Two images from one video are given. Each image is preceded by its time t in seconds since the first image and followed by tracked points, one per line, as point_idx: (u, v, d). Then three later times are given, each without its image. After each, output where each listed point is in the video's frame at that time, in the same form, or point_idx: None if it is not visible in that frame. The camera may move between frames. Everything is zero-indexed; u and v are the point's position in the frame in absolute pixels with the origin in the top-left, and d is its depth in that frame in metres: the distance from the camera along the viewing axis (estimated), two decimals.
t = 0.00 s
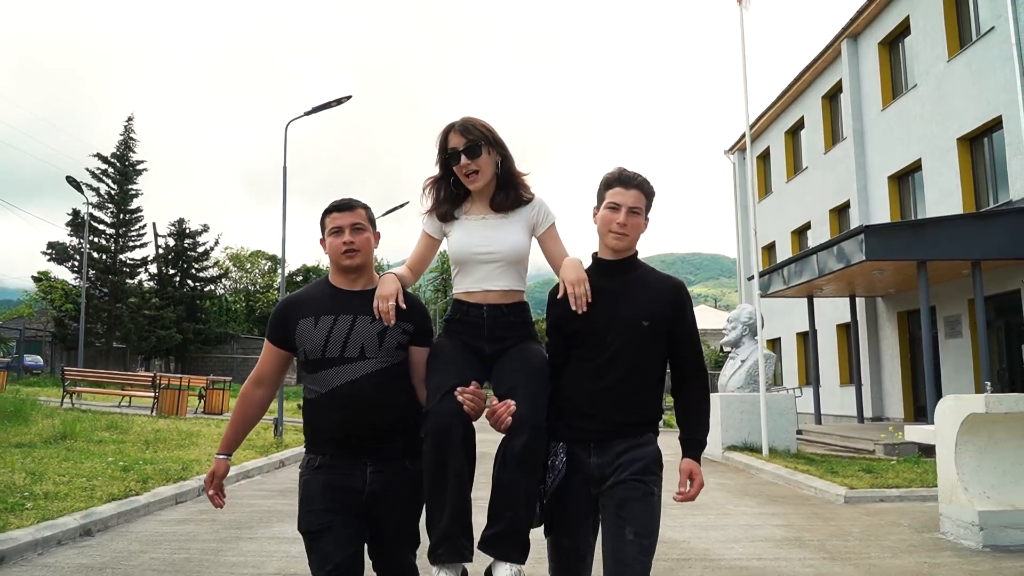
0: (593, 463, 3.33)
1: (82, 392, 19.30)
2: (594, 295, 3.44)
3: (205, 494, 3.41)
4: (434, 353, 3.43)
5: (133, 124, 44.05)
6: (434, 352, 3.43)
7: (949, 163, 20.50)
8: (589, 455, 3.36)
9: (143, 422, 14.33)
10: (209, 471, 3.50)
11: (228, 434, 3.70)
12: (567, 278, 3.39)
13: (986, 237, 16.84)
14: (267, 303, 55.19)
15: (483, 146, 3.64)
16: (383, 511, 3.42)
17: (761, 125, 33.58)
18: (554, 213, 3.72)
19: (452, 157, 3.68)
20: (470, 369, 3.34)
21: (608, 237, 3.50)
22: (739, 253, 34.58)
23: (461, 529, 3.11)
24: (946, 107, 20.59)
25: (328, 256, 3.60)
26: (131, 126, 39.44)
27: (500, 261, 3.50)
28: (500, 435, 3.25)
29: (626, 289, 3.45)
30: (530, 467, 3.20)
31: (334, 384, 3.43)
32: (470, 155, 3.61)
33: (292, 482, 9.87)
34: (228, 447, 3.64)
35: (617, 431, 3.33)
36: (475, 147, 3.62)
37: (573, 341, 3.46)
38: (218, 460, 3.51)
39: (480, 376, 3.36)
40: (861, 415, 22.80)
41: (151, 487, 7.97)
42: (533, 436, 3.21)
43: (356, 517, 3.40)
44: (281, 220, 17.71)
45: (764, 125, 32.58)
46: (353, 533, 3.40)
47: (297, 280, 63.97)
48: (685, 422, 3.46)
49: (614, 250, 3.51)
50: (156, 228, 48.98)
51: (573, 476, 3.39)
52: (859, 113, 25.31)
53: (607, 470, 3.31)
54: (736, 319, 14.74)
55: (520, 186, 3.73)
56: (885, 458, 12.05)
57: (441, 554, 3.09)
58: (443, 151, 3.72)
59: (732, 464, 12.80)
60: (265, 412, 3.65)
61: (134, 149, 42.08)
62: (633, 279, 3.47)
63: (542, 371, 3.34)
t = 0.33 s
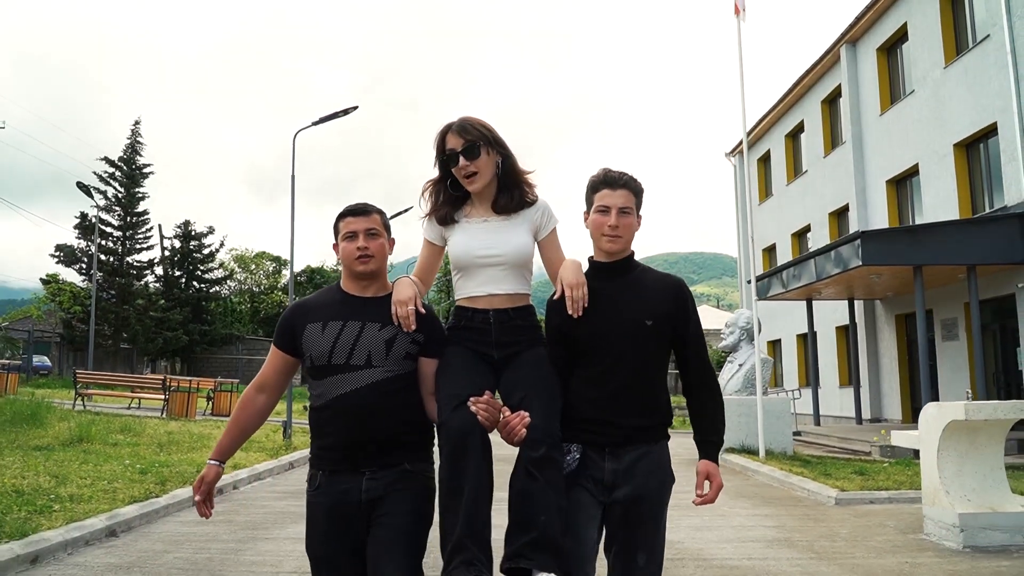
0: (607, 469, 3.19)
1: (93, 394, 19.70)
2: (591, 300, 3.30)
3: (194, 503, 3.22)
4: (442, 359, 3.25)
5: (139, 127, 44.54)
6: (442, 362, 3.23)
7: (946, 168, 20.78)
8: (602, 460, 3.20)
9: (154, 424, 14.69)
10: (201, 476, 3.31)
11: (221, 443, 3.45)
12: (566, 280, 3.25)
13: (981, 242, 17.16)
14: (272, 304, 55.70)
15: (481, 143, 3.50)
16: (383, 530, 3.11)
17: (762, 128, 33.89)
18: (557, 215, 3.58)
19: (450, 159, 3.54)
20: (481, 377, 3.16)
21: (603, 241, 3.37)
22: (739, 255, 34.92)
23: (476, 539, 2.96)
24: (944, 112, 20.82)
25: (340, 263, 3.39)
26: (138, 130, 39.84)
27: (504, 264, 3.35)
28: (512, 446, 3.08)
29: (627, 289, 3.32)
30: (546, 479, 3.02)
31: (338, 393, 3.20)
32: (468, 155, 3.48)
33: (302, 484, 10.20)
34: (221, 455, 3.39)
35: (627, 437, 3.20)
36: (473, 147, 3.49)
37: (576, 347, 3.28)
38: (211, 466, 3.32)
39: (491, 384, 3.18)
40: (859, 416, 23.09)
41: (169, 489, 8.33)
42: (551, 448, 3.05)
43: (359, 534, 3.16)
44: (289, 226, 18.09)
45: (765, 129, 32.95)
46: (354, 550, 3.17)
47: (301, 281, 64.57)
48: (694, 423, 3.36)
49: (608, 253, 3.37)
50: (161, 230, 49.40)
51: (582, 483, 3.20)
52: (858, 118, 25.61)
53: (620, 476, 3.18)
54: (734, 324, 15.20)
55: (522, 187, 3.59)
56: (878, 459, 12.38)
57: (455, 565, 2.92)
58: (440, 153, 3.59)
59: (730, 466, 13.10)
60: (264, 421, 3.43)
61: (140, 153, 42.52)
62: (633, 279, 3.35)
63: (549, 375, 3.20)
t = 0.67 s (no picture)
0: (620, 524, 3.03)
1: (105, 398, 20.08)
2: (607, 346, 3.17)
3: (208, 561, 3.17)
4: (455, 404, 3.24)
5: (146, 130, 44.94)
6: (455, 403, 3.24)
7: (944, 175, 21.04)
8: (613, 515, 3.06)
9: (167, 429, 15.04)
10: (212, 533, 3.25)
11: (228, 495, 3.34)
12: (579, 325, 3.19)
13: (977, 249, 17.45)
14: (278, 306, 56.17)
15: (497, 175, 3.62)
16: None
17: (764, 132, 34.12)
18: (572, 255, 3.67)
19: (465, 188, 3.64)
20: (493, 423, 3.15)
21: (611, 282, 3.27)
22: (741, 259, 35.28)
23: None
24: (943, 119, 21.05)
25: (343, 295, 3.34)
26: (145, 135, 40.23)
27: (519, 306, 3.42)
28: (520, 500, 3.03)
29: (642, 333, 3.18)
30: (549, 543, 2.98)
31: (348, 437, 3.14)
32: (484, 186, 3.59)
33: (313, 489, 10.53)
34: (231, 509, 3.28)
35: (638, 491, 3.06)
36: (491, 178, 3.60)
37: (590, 393, 3.19)
38: (221, 522, 3.26)
39: (502, 430, 3.16)
40: (859, 419, 23.37)
41: (187, 495, 8.67)
42: (556, 509, 2.99)
43: None
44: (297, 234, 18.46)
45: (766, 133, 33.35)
46: None
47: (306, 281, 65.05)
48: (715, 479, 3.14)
49: (619, 294, 3.26)
50: (167, 233, 49.83)
51: (586, 544, 3.03)
52: (858, 123, 25.89)
53: (633, 534, 3.02)
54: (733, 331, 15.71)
55: (536, 226, 3.69)
56: (873, 465, 12.68)
57: None
58: (457, 184, 3.71)
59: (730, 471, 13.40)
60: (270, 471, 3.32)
61: (147, 157, 42.91)
62: (647, 322, 3.22)
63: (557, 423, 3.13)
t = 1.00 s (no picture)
0: (623, 551, 3.02)
1: (115, 401, 20.42)
2: (621, 360, 3.18)
3: None
4: (450, 422, 3.37)
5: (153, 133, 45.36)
6: (450, 423, 3.36)
7: (943, 180, 21.27)
8: (618, 541, 3.05)
9: (178, 432, 15.38)
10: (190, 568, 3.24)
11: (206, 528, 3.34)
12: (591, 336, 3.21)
13: (973, 255, 17.73)
14: (284, 307, 56.63)
15: (519, 181, 3.71)
16: None
17: (766, 136, 34.36)
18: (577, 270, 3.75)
19: (486, 186, 3.73)
20: (492, 438, 3.30)
21: (624, 292, 3.26)
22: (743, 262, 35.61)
23: None
24: (941, 125, 21.28)
25: (335, 314, 3.37)
26: (153, 138, 40.63)
27: (517, 317, 3.52)
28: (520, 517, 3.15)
29: (652, 346, 3.18)
30: (552, 554, 3.06)
31: (347, 464, 3.22)
32: (507, 189, 3.68)
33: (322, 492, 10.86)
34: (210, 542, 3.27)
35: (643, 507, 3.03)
36: (513, 184, 3.69)
37: (597, 407, 3.18)
38: (198, 557, 3.24)
39: (501, 446, 3.31)
40: (859, 421, 23.65)
41: (201, 498, 9.02)
42: (558, 523, 3.07)
43: None
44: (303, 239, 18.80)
45: (768, 137, 33.69)
46: None
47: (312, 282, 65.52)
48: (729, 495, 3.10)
49: (631, 305, 3.25)
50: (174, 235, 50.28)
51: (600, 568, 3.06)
52: (858, 128, 26.12)
53: (642, 559, 2.99)
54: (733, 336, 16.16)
55: (547, 239, 3.79)
56: (868, 467, 12.98)
57: None
58: (476, 181, 3.79)
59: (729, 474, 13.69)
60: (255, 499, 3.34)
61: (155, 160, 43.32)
62: (658, 334, 3.21)
63: (555, 438, 3.25)
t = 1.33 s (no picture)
0: None
1: (125, 402, 20.85)
2: (632, 386, 3.13)
3: None
4: (444, 444, 3.30)
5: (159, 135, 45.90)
6: (442, 446, 3.28)
7: (940, 185, 21.55)
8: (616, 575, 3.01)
9: (188, 433, 15.79)
10: None
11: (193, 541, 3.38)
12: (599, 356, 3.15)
13: (971, 258, 18.08)
14: (289, 307, 57.14)
15: (511, 200, 3.63)
16: None
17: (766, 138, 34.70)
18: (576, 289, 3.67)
19: (478, 205, 3.66)
20: (489, 464, 3.22)
21: (646, 315, 3.17)
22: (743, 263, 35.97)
23: None
24: (937, 130, 21.59)
25: (321, 328, 3.32)
26: (159, 141, 41.14)
27: (515, 339, 3.44)
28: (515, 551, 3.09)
29: (664, 377, 3.14)
30: None
31: (326, 483, 3.17)
32: (498, 209, 3.61)
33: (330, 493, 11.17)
34: (197, 556, 3.32)
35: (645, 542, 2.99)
36: (506, 202, 3.62)
37: (598, 436, 3.15)
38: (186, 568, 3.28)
39: (497, 473, 3.22)
40: (857, 421, 24.01)
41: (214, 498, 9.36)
42: (557, 558, 3.00)
43: None
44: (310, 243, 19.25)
45: (768, 139, 34.00)
46: None
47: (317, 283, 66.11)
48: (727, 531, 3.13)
49: (651, 330, 3.17)
50: (179, 236, 50.79)
51: None
52: (857, 132, 26.40)
53: None
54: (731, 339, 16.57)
55: (544, 256, 3.71)
56: (861, 467, 13.28)
57: None
58: (467, 200, 3.72)
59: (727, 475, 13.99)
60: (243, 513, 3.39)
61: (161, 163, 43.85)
62: (671, 363, 3.17)
63: (556, 465, 3.18)
